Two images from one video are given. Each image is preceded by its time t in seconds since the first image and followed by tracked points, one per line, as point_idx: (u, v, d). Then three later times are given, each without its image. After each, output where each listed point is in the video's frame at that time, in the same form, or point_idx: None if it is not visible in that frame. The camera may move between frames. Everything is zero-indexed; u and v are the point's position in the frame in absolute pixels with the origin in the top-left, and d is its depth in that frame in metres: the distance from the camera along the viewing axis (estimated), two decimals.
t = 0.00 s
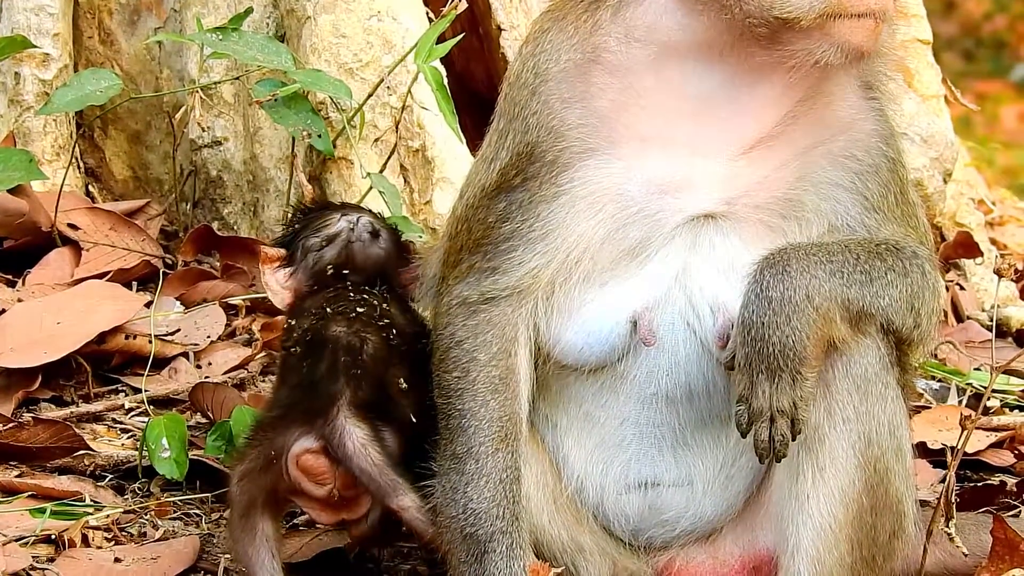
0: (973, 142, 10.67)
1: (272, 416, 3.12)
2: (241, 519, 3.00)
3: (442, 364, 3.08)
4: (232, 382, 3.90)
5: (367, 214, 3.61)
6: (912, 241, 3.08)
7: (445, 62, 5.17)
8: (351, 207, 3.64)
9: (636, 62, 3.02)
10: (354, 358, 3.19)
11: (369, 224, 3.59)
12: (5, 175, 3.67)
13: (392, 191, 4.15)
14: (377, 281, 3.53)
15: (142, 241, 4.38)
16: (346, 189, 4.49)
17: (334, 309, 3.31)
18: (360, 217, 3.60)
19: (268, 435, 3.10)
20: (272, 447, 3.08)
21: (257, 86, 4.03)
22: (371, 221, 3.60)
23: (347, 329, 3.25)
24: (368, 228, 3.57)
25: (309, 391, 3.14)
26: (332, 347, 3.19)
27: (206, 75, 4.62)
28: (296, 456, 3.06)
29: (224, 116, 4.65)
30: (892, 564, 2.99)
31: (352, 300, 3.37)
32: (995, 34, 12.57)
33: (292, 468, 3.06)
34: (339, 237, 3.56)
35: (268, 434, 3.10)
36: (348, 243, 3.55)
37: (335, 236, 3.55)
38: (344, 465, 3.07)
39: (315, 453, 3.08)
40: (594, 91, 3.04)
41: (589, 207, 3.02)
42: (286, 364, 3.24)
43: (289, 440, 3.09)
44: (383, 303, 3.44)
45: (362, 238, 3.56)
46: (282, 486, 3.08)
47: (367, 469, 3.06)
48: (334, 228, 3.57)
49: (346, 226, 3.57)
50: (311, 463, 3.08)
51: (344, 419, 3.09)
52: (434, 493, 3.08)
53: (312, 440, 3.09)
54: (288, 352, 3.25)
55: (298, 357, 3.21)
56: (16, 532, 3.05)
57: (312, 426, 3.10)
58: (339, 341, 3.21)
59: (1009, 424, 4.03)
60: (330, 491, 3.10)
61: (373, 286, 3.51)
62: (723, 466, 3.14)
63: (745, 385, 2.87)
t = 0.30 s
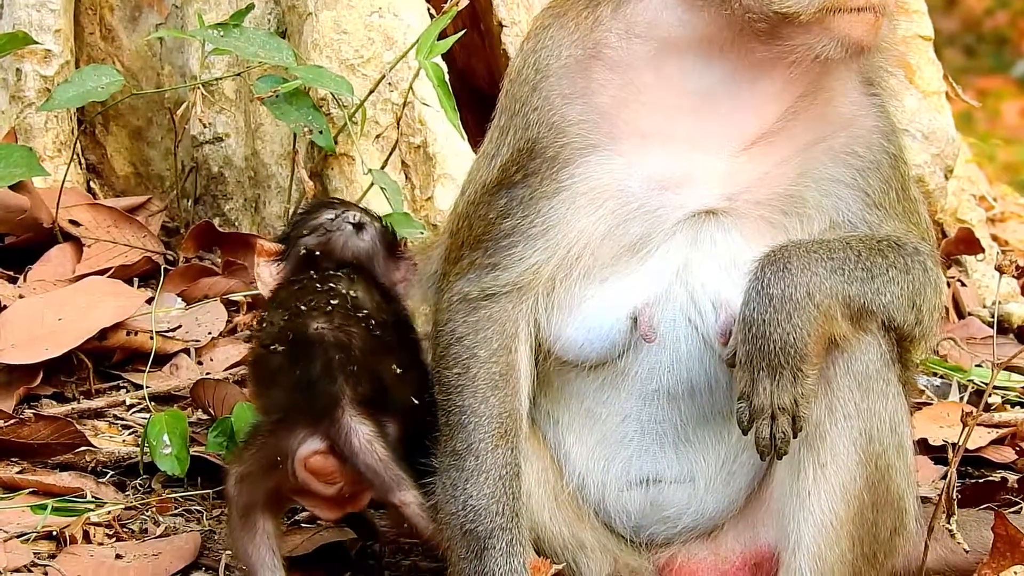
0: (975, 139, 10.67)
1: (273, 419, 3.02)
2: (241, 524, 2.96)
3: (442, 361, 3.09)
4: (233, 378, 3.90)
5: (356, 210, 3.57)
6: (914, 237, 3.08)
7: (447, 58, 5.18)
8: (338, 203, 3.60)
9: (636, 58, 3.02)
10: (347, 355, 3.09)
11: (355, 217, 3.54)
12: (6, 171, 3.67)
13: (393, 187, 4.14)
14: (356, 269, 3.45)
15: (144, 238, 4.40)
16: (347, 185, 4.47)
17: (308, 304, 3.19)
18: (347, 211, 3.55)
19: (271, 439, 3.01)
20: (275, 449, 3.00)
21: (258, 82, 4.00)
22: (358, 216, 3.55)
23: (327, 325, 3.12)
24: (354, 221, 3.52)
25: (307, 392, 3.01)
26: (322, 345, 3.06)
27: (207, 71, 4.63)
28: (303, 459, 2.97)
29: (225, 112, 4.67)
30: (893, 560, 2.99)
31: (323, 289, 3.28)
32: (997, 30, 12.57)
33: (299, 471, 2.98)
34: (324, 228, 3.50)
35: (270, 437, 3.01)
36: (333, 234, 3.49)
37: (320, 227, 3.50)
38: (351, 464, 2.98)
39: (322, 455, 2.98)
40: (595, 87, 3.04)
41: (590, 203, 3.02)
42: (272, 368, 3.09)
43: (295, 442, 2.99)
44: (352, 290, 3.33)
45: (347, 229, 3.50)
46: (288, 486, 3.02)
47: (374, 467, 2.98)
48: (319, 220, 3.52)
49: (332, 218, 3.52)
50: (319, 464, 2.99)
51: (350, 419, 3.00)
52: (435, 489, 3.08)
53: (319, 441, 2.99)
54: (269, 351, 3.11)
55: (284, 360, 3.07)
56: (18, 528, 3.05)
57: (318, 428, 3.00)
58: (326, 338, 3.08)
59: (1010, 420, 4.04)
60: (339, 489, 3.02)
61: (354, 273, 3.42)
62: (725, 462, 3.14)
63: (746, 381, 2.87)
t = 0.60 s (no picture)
0: (976, 138, 10.68)
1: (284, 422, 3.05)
2: (244, 520, 2.93)
3: (443, 360, 3.09)
4: (233, 377, 3.90)
5: (353, 205, 3.51)
6: (915, 235, 3.08)
7: (447, 57, 5.18)
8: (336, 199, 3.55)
9: (637, 57, 3.02)
10: (361, 358, 3.14)
11: (355, 213, 3.49)
12: (7, 169, 3.67)
13: (394, 186, 4.15)
14: (357, 265, 3.42)
15: (145, 236, 4.41)
16: (348, 184, 4.46)
17: (321, 306, 3.22)
18: (346, 207, 3.50)
19: (281, 440, 3.02)
20: (287, 451, 3.01)
21: (259, 80, 4.02)
22: (357, 212, 3.50)
23: (341, 327, 3.18)
24: (354, 217, 3.47)
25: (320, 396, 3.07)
26: (335, 349, 3.12)
27: (208, 69, 4.63)
28: (314, 461, 3.04)
29: (225, 111, 4.67)
30: (894, 559, 2.99)
31: (330, 288, 3.28)
32: (997, 29, 12.57)
33: (309, 471, 3.04)
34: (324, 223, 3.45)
35: (281, 438, 3.02)
36: (333, 230, 3.44)
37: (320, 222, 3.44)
38: (359, 467, 3.04)
39: (332, 457, 3.06)
40: (595, 86, 3.04)
41: (590, 202, 3.02)
42: (284, 370, 3.13)
43: (305, 444, 3.04)
44: (360, 289, 3.34)
45: (349, 226, 3.45)
46: (296, 488, 3.04)
47: (381, 471, 3.04)
48: (320, 216, 3.46)
49: (333, 214, 3.47)
50: (329, 467, 3.06)
51: (363, 422, 3.06)
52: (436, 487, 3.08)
53: (329, 443, 3.06)
54: (280, 351, 3.15)
55: (297, 362, 3.12)
56: (18, 527, 3.05)
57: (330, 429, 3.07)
58: (340, 341, 3.14)
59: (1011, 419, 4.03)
60: (346, 492, 3.09)
61: (357, 268, 3.40)
62: (725, 461, 3.13)
63: (747, 380, 2.87)
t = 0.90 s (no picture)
0: (976, 137, 10.69)
1: (297, 419, 3.09)
2: (251, 519, 2.92)
3: (444, 361, 3.09)
4: (234, 377, 3.91)
5: (355, 202, 3.49)
6: (915, 237, 3.08)
7: (447, 57, 5.18)
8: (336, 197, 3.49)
9: (637, 58, 3.02)
10: (381, 361, 3.21)
11: (358, 212, 3.44)
12: (8, 169, 3.67)
13: (394, 186, 4.15)
14: (369, 269, 3.41)
15: (145, 236, 4.41)
16: (348, 184, 4.47)
17: (350, 312, 3.27)
18: (348, 205, 3.45)
19: (292, 437, 3.05)
20: (297, 448, 3.04)
21: (259, 81, 4.02)
22: (360, 211, 3.45)
23: (366, 333, 3.23)
24: (358, 217, 3.43)
25: (335, 395, 3.13)
26: (356, 352, 3.19)
27: (208, 70, 4.64)
28: (323, 457, 3.05)
29: (226, 111, 4.67)
30: (894, 559, 2.99)
31: (360, 298, 3.31)
32: (997, 28, 12.58)
33: (318, 470, 3.04)
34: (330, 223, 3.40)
35: (292, 435, 3.05)
36: (340, 230, 3.40)
37: (327, 222, 3.39)
38: (368, 466, 3.06)
39: (343, 456, 3.07)
40: (595, 85, 3.04)
41: (590, 201, 3.02)
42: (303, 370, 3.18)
43: (316, 442, 3.07)
44: (384, 299, 3.35)
45: (354, 227, 3.41)
46: (304, 487, 3.03)
47: (388, 470, 3.06)
48: (324, 217, 3.40)
49: (337, 215, 3.42)
50: (338, 465, 3.07)
51: (374, 421, 3.11)
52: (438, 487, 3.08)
53: (339, 441, 3.08)
54: (303, 356, 3.19)
55: (318, 363, 3.17)
56: (18, 527, 3.04)
57: (342, 427, 3.11)
58: (362, 345, 3.20)
59: (1010, 419, 4.04)
60: (356, 493, 3.08)
61: (373, 274, 3.41)
62: (725, 461, 3.13)
63: (747, 380, 2.87)
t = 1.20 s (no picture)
0: (975, 137, 10.70)
1: (305, 420, 3.12)
2: (253, 521, 2.93)
3: (450, 358, 3.08)
4: (233, 377, 3.92)
5: (352, 208, 3.44)
6: (922, 239, 3.06)
7: (447, 57, 5.19)
8: (330, 204, 3.43)
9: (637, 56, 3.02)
10: (390, 364, 3.23)
11: (354, 219, 3.40)
12: (7, 168, 3.67)
13: (393, 182, 4.13)
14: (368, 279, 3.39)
15: (144, 236, 4.41)
16: (348, 184, 4.45)
17: (361, 315, 3.27)
18: (344, 212, 3.40)
19: (299, 439, 3.09)
20: (303, 449, 3.07)
21: (258, 80, 3.98)
22: (355, 217, 3.41)
23: (375, 336, 3.24)
24: (354, 225, 3.38)
25: (344, 396, 3.15)
26: (366, 354, 3.19)
27: (207, 70, 4.64)
28: (329, 460, 3.08)
29: (225, 111, 4.68)
30: (893, 561, 2.99)
31: (369, 306, 3.31)
32: (997, 28, 12.60)
33: (324, 472, 3.07)
34: (327, 233, 3.34)
35: (299, 437, 3.09)
36: (338, 240, 3.35)
37: (325, 232, 3.34)
38: (374, 469, 3.09)
39: (349, 459, 3.10)
40: (599, 80, 3.05)
41: (598, 195, 3.03)
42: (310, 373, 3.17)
43: (322, 444, 3.10)
44: (391, 310, 3.34)
45: (350, 236, 3.37)
46: (308, 489, 3.06)
47: (393, 471, 3.08)
48: (319, 227, 3.35)
49: (332, 225, 3.36)
50: (344, 468, 3.09)
51: (381, 423, 3.13)
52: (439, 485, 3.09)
53: (346, 444, 3.11)
54: (311, 359, 3.17)
55: (326, 366, 3.17)
56: (17, 528, 3.04)
57: (349, 429, 3.13)
58: (371, 348, 3.21)
59: (1009, 419, 4.04)
60: (360, 496, 3.09)
61: (372, 285, 3.39)
62: (727, 460, 3.13)
63: (749, 378, 2.86)
